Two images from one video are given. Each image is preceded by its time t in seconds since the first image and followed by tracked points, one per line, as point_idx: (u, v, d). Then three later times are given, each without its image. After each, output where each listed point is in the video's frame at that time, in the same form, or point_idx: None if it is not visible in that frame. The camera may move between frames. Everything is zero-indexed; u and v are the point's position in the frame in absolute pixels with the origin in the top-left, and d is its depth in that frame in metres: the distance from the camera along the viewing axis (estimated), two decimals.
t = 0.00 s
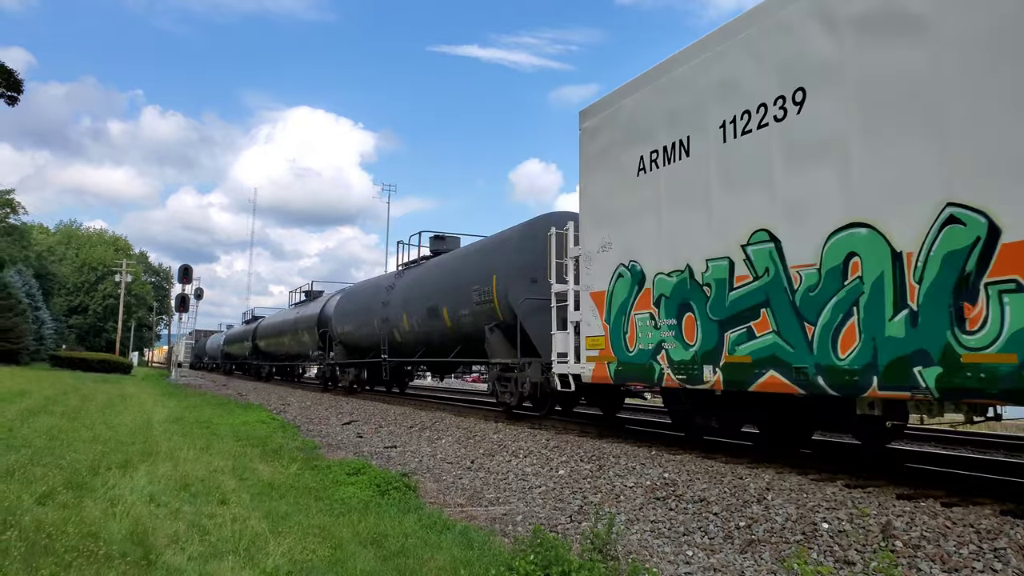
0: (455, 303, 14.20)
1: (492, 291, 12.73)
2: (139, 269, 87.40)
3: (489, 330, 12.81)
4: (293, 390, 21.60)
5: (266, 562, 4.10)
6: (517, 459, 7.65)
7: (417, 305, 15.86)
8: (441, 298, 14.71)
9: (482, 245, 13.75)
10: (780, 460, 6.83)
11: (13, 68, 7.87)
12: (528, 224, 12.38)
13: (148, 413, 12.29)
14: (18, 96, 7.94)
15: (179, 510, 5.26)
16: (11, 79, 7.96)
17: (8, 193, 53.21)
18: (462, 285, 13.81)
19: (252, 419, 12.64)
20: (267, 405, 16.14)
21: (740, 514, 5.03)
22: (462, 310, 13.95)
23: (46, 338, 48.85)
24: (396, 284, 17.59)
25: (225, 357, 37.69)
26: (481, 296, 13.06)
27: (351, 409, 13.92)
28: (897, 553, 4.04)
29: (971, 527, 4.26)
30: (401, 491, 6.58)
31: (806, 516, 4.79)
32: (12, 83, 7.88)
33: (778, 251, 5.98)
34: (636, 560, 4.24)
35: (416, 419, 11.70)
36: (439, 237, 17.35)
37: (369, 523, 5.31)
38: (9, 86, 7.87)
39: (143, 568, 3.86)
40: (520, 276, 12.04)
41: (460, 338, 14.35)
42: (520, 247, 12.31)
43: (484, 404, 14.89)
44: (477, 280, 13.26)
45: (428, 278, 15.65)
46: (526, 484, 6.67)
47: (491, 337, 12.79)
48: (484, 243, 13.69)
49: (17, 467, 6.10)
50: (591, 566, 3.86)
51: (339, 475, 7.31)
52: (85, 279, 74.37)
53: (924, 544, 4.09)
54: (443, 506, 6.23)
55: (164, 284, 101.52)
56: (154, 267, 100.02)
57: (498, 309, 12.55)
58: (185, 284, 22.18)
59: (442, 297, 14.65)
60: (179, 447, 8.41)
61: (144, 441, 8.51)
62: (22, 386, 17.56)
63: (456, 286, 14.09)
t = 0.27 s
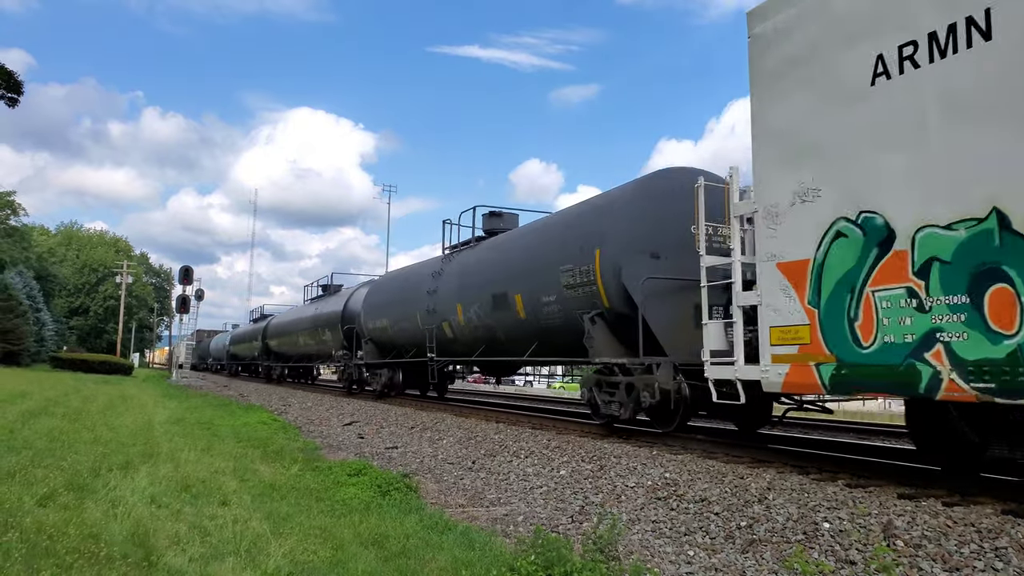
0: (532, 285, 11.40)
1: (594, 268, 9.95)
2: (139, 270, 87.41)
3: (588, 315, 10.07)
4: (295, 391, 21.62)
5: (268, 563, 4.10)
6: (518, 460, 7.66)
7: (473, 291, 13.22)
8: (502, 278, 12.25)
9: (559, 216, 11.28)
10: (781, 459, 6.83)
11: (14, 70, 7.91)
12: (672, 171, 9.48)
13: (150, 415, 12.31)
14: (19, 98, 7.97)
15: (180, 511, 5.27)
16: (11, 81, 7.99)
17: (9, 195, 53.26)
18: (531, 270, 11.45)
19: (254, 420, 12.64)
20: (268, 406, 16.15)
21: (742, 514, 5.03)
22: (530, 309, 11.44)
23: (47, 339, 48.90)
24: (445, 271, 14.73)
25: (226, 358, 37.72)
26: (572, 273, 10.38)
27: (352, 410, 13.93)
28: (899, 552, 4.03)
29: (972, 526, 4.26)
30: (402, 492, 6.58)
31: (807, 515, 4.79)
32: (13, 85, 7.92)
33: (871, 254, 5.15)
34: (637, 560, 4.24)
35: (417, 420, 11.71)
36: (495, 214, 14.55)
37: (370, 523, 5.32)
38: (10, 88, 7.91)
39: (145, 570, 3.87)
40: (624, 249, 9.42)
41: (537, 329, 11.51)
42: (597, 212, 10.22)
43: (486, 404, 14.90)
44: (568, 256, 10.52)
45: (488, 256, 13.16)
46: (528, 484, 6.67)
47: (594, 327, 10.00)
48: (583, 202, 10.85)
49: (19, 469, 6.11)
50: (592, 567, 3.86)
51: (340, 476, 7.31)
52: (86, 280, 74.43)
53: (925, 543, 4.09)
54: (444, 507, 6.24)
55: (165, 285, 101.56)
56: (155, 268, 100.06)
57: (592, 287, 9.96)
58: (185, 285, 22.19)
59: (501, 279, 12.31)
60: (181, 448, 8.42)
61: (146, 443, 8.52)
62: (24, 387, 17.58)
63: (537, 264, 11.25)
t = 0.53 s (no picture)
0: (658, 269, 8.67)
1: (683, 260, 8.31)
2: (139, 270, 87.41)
3: (766, 297, 7.15)
4: (295, 391, 21.63)
5: (268, 563, 4.10)
6: (519, 460, 7.65)
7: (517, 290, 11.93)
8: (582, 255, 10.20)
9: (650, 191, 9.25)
10: (781, 459, 6.83)
11: (14, 70, 7.93)
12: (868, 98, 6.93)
13: (150, 415, 12.31)
14: (19, 98, 8.00)
15: (180, 511, 5.27)
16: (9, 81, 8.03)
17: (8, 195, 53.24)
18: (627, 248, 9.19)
19: (254, 420, 12.63)
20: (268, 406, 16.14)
21: (742, 514, 5.02)
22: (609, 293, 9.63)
23: (47, 339, 48.91)
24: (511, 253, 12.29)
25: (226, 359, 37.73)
26: (740, 238, 7.44)
27: (352, 410, 13.92)
28: (899, 552, 4.03)
29: (972, 526, 4.26)
30: (403, 492, 6.59)
31: (808, 515, 4.78)
32: (13, 85, 7.94)
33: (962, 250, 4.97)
34: (638, 560, 4.24)
35: (418, 420, 11.70)
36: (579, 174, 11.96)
37: (370, 524, 5.31)
38: (10, 88, 7.93)
39: (145, 570, 3.87)
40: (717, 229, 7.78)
41: (668, 316, 8.70)
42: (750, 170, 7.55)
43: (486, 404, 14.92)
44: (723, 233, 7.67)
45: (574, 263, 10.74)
46: (528, 484, 6.67)
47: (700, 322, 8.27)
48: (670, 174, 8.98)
49: (19, 469, 6.11)
50: (593, 567, 3.85)
51: (341, 476, 7.31)
52: (86, 280, 74.43)
53: (925, 543, 4.09)
54: (444, 507, 6.24)
55: (165, 285, 101.55)
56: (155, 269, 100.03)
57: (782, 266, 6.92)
58: (185, 285, 22.20)
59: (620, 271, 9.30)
60: (182, 448, 8.42)
61: (146, 443, 8.52)
62: (24, 387, 17.60)
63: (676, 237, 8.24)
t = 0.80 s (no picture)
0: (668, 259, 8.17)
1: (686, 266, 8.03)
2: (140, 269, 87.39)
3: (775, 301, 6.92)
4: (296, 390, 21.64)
5: (268, 562, 4.10)
6: (519, 460, 7.65)
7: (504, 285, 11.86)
8: (592, 243, 9.76)
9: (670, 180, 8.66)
10: (781, 459, 6.84)
11: (15, 69, 7.95)
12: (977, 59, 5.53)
13: (150, 414, 12.31)
14: (20, 97, 8.01)
15: (181, 510, 5.27)
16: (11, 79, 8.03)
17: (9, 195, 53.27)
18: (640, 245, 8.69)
19: (255, 420, 12.64)
20: (269, 405, 16.13)
21: (743, 514, 5.03)
22: (615, 282, 9.12)
23: (48, 338, 48.94)
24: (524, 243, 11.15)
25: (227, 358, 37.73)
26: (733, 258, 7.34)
27: (353, 409, 13.92)
28: (899, 552, 4.03)
29: (973, 526, 4.26)
30: (403, 491, 6.59)
31: (808, 516, 4.78)
32: (15, 83, 7.95)
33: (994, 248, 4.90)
34: (638, 560, 4.24)
35: (418, 419, 11.71)
36: (605, 140, 10.26)
37: (371, 523, 5.31)
38: (11, 86, 7.94)
39: (146, 568, 3.87)
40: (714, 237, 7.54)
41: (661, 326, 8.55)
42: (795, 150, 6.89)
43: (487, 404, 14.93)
44: (744, 222, 7.18)
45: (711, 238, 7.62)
46: (528, 484, 6.67)
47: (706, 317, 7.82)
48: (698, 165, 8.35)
49: (20, 467, 6.11)
50: (593, 567, 3.85)
51: (341, 475, 7.31)
52: (86, 280, 74.45)
53: (925, 544, 4.09)
54: (445, 506, 6.24)
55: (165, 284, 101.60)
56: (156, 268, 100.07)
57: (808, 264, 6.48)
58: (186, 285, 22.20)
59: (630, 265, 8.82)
60: (182, 447, 8.42)
61: (146, 442, 8.52)
62: (25, 386, 17.62)
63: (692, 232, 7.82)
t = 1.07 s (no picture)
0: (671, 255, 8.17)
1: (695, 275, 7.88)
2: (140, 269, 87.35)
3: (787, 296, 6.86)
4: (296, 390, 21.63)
5: (269, 562, 4.10)
6: (519, 459, 7.65)
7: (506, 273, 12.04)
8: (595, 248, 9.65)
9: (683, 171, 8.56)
10: (782, 459, 6.83)
11: (15, 68, 7.96)
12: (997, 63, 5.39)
13: (150, 413, 12.32)
14: (20, 96, 8.03)
15: (181, 509, 5.27)
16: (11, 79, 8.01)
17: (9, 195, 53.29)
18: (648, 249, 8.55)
19: (254, 419, 12.64)
20: (269, 405, 16.12)
21: (742, 514, 5.03)
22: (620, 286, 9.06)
23: (48, 338, 48.95)
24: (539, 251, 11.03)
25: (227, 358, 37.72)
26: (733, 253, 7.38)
27: (353, 409, 13.90)
28: (899, 552, 4.03)
29: (972, 526, 4.26)
30: (403, 491, 6.60)
31: (808, 516, 4.78)
32: (14, 82, 7.97)
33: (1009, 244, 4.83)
34: (637, 559, 4.25)
35: (418, 419, 11.70)
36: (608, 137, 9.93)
37: (371, 523, 5.31)
38: (11, 86, 7.96)
39: (145, 568, 3.87)
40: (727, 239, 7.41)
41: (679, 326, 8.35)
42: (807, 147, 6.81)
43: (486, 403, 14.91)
44: (753, 223, 7.14)
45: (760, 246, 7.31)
46: (528, 483, 6.67)
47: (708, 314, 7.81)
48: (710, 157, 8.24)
49: (20, 467, 6.11)
50: (593, 567, 3.84)
51: (341, 474, 7.31)
52: (86, 279, 74.41)
53: (925, 543, 4.09)
54: (445, 505, 6.24)
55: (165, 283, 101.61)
56: (156, 267, 100.06)
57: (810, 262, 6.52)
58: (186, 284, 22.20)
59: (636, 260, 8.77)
60: (181, 446, 8.42)
61: (146, 441, 8.52)
62: (25, 385, 17.64)
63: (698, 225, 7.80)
